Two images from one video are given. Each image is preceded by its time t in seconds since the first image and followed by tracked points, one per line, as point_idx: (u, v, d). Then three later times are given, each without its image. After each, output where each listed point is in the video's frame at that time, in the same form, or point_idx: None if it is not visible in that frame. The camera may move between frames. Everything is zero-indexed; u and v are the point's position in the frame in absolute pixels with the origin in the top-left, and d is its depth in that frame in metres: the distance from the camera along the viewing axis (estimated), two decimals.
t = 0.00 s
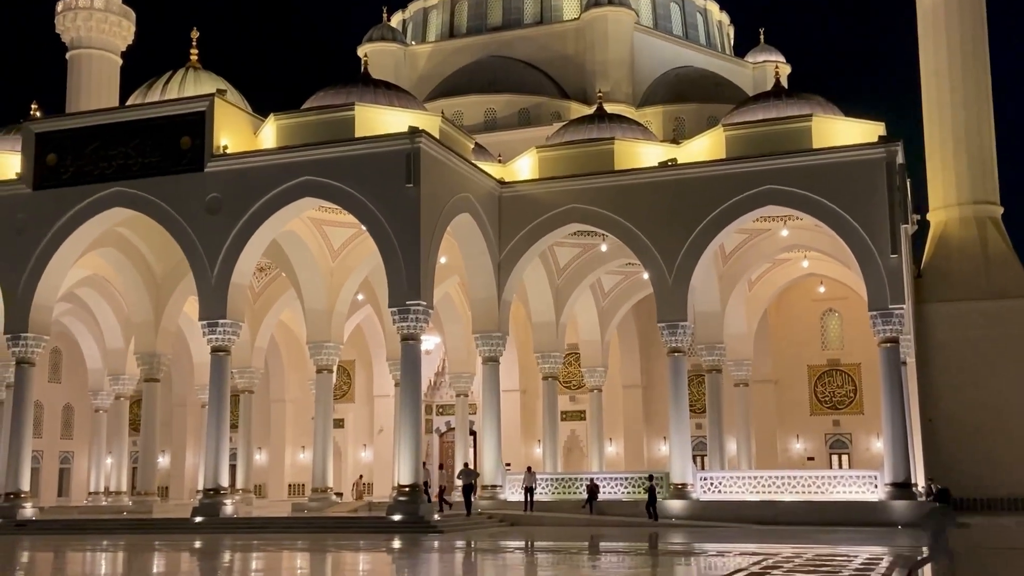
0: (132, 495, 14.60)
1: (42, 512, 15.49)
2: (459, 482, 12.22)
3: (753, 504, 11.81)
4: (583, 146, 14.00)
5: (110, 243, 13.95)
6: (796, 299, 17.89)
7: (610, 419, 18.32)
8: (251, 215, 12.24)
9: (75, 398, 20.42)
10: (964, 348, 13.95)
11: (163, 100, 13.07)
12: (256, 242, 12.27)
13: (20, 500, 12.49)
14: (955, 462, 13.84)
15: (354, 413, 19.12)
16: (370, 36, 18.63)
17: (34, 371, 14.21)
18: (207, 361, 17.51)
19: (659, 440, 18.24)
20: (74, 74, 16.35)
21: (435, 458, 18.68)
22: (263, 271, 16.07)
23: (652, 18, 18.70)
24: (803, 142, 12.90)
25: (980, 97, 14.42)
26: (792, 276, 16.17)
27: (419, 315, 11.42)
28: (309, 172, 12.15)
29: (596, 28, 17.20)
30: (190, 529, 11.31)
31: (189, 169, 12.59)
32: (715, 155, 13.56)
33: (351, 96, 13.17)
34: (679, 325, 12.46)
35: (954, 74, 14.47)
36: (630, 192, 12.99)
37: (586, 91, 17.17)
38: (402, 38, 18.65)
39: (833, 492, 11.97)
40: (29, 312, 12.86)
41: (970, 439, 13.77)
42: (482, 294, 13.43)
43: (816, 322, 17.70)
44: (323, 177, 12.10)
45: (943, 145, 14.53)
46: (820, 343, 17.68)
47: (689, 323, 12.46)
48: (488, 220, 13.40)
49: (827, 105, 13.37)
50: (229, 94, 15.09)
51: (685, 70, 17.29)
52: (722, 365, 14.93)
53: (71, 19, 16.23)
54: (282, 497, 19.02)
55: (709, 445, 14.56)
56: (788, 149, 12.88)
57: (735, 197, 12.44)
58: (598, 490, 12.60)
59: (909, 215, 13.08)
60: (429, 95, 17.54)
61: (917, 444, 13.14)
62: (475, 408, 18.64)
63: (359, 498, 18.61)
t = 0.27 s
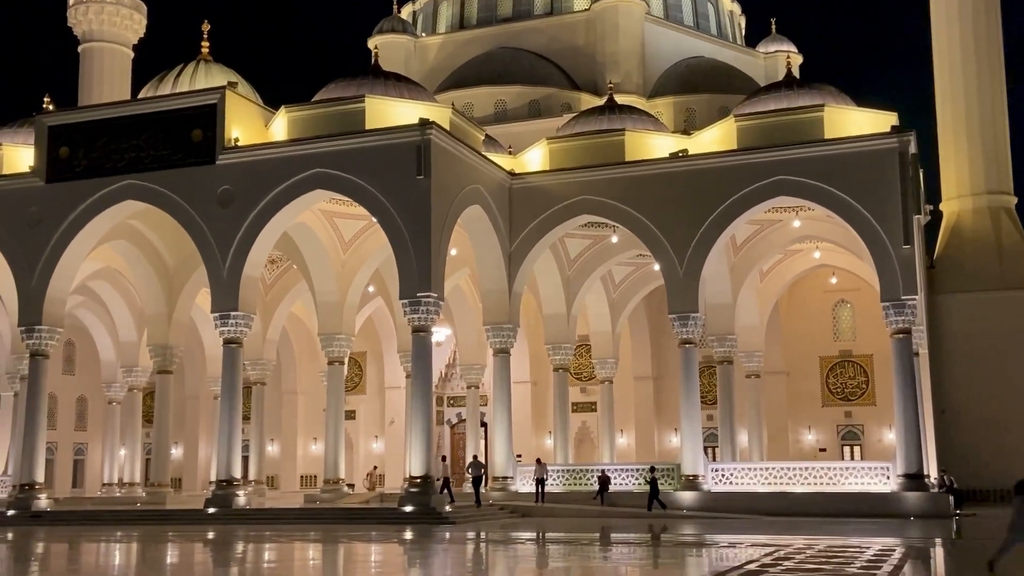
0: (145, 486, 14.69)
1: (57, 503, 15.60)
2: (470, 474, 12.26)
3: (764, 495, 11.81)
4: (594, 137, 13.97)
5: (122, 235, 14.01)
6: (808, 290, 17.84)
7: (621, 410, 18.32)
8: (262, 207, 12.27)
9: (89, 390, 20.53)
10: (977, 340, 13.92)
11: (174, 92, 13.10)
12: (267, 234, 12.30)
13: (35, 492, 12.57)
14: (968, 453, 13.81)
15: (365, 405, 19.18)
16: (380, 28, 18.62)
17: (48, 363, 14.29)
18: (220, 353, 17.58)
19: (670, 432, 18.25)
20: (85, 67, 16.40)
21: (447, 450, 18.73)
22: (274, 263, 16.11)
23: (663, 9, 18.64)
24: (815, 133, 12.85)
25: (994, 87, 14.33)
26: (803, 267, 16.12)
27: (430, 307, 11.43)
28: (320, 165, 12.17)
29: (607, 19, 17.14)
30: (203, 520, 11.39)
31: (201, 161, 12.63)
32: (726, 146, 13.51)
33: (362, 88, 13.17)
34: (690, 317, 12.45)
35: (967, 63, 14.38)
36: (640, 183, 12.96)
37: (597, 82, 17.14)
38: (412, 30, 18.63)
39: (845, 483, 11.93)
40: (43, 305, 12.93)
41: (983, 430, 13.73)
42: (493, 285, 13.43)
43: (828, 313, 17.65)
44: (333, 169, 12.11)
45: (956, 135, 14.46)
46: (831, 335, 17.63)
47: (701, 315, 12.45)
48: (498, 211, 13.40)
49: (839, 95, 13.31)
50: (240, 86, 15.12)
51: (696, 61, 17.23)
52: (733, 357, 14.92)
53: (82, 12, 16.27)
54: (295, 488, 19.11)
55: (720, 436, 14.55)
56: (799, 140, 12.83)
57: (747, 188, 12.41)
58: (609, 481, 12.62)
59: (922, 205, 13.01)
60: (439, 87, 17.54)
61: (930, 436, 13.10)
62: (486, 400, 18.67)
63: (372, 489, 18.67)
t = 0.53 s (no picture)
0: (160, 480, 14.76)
1: (73, 497, 15.70)
2: (483, 467, 12.29)
3: (778, 490, 11.78)
4: (607, 131, 13.94)
5: (136, 231, 14.06)
6: (822, 285, 17.77)
7: (634, 404, 18.30)
8: (275, 202, 12.30)
9: (104, 385, 20.64)
10: (993, 333, 13.85)
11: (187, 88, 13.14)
12: (280, 230, 12.33)
13: (51, 486, 12.65)
14: (983, 447, 13.76)
15: (379, 400, 19.21)
16: (392, 23, 18.62)
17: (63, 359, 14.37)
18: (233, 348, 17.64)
19: (683, 426, 18.22)
20: (99, 63, 16.46)
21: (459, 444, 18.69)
22: (287, 258, 16.15)
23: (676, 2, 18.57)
24: (829, 126, 12.78)
25: (1010, 78, 14.23)
26: (817, 261, 16.06)
27: (443, 302, 11.44)
28: (333, 160, 12.19)
29: (619, 12, 17.08)
30: (218, 515, 11.44)
31: (214, 157, 12.66)
32: (739, 139, 13.46)
33: (374, 83, 13.17)
34: (703, 311, 12.43)
35: (983, 55, 14.30)
36: (653, 177, 12.93)
37: (610, 76, 17.10)
38: (424, 25, 18.62)
39: (860, 478, 11.90)
40: (58, 300, 13.00)
41: (998, 424, 13.67)
42: (505, 280, 13.43)
43: (842, 307, 17.58)
44: (346, 164, 12.12)
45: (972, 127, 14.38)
46: (846, 328, 17.56)
47: (714, 309, 12.42)
48: (511, 206, 13.39)
49: (854, 87, 13.23)
50: (253, 82, 15.16)
51: (709, 54, 17.16)
52: (747, 351, 14.88)
53: (96, 9, 16.33)
54: (309, 483, 19.18)
55: (734, 431, 14.53)
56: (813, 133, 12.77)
57: (760, 181, 12.36)
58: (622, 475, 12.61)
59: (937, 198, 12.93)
60: (452, 82, 17.53)
61: (945, 430, 13.04)
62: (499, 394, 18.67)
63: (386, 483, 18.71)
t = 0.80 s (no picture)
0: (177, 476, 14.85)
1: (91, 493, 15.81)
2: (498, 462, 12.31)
3: (794, 486, 11.74)
4: (621, 127, 13.91)
5: (153, 228, 14.13)
6: (838, 280, 17.69)
7: (649, 400, 18.27)
8: (290, 199, 12.33)
9: (121, 381, 20.76)
10: (1011, 328, 13.77)
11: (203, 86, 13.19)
12: (295, 226, 12.36)
13: (69, 482, 12.74)
14: (1000, 443, 13.68)
15: (394, 396, 19.25)
16: (406, 19, 18.63)
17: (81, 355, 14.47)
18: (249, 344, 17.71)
19: (699, 422, 18.17)
20: (116, 62, 16.55)
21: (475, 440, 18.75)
22: (302, 255, 16.20)
23: None
24: (845, 120, 12.72)
25: None
26: (833, 256, 15.99)
27: (457, 298, 11.45)
28: (347, 157, 12.21)
29: (634, 7, 17.01)
30: (234, 510, 11.49)
31: (229, 154, 12.71)
32: (754, 134, 13.41)
33: (389, 80, 13.18)
34: (719, 307, 12.38)
35: (1001, 52, 14.30)
36: (668, 173, 12.90)
37: (624, 71, 17.06)
38: (438, 21, 18.62)
39: (876, 474, 11.82)
40: (76, 298, 13.08)
41: (1016, 420, 13.60)
42: (520, 276, 13.43)
43: (859, 302, 17.50)
44: (361, 160, 12.14)
45: (990, 123, 14.34)
46: (862, 324, 17.48)
47: (729, 305, 12.36)
48: (525, 202, 13.38)
49: (870, 81, 13.15)
50: (268, 79, 15.20)
51: (724, 49, 17.11)
52: (762, 347, 14.84)
53: (112, 7, 16.41)
54: (324, 479, 19.24)
55: (750, 427, 14.49)
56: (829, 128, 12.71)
57: (776, 176, 12.31)
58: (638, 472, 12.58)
59: (954, 192, 12.85)
60: (466, 78, 17.53)
61: (962, 426, 12.97)
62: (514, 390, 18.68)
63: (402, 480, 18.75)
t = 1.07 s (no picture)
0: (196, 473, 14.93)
1: (112, 490, 15.92)
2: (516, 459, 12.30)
3: (813, 483, 11.68)
4: (638, 123, 13.87)
5: (172, 226, 14.20)
6: (858, 276, 17.58)
7: (667, 396, 18.23)
8: (308, 197, 12.37)
9: (141, 379, 20.87)
10: None
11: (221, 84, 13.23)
12: (313, 224, 12.40)
13: (90, 479, 12.82)
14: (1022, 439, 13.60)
15: (411, 393, 19.25)
16: (423, 17, 18.63)
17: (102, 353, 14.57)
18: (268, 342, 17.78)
19: (717, 419, 18.12)
20: (135, 61, 16.63)
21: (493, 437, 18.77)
22: (320, 252, 16.24)
23: None
24: (864, 115, 12.63)
25: None
26: (852, 252, 15.90)
27: (475, 295, 11.46)
28: (364, 154, 12.23)
29: (651, 4, 16.90)
30: (253, 507, 11.54)
31: (248, 152, 12.76)
32: (772, 130, 13.34)
33: (405, 77, 13.19)
34: (737, 303, 12.33)
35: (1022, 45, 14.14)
36: (685, 169, 12.85)
37: (641, 67, 17.02)
38: (455, 19, 18.61)
39: (896, 471, 11.73)
40: (96, 296, 13.17)
41: None
42: (537, 272, 13.43)
43: (878, 298, 17.39)
44: (378, 158, 12.16)
45: (1010, 117, 14.19)
46: (882, 320, 17.37)
47: (747, 301, 12.31)
48: (542, 198, 13.37)
49: (890, 76, 13.05)
50: (285, 77, 15.24)
51: (742, 44, 17.04)
52: (780, 343, 14.92)
53: (131, 6, 16.49)
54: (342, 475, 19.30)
55: (768, 423, 14.45)
56: (848, 123, 12.62)
57: (794, 172, 12.25)
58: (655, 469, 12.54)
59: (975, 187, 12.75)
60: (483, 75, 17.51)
61: (983, 422, 12.88)
62: (531, 387, 18.68)
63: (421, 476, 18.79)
